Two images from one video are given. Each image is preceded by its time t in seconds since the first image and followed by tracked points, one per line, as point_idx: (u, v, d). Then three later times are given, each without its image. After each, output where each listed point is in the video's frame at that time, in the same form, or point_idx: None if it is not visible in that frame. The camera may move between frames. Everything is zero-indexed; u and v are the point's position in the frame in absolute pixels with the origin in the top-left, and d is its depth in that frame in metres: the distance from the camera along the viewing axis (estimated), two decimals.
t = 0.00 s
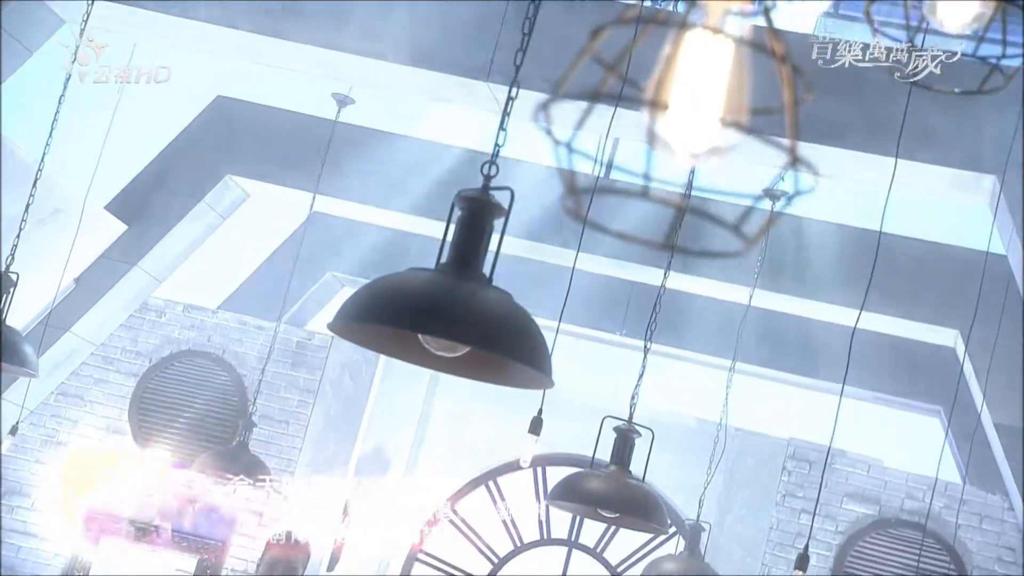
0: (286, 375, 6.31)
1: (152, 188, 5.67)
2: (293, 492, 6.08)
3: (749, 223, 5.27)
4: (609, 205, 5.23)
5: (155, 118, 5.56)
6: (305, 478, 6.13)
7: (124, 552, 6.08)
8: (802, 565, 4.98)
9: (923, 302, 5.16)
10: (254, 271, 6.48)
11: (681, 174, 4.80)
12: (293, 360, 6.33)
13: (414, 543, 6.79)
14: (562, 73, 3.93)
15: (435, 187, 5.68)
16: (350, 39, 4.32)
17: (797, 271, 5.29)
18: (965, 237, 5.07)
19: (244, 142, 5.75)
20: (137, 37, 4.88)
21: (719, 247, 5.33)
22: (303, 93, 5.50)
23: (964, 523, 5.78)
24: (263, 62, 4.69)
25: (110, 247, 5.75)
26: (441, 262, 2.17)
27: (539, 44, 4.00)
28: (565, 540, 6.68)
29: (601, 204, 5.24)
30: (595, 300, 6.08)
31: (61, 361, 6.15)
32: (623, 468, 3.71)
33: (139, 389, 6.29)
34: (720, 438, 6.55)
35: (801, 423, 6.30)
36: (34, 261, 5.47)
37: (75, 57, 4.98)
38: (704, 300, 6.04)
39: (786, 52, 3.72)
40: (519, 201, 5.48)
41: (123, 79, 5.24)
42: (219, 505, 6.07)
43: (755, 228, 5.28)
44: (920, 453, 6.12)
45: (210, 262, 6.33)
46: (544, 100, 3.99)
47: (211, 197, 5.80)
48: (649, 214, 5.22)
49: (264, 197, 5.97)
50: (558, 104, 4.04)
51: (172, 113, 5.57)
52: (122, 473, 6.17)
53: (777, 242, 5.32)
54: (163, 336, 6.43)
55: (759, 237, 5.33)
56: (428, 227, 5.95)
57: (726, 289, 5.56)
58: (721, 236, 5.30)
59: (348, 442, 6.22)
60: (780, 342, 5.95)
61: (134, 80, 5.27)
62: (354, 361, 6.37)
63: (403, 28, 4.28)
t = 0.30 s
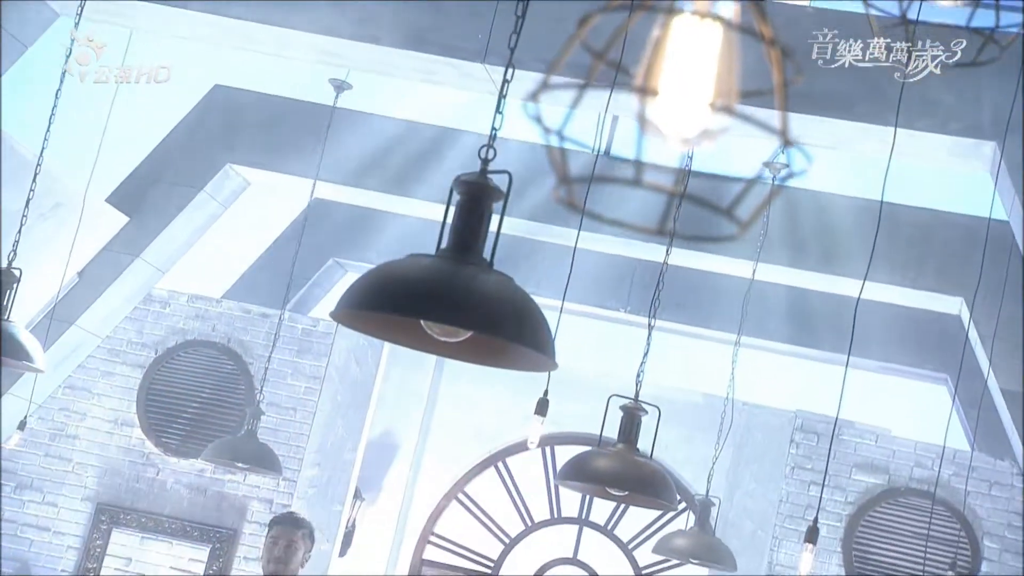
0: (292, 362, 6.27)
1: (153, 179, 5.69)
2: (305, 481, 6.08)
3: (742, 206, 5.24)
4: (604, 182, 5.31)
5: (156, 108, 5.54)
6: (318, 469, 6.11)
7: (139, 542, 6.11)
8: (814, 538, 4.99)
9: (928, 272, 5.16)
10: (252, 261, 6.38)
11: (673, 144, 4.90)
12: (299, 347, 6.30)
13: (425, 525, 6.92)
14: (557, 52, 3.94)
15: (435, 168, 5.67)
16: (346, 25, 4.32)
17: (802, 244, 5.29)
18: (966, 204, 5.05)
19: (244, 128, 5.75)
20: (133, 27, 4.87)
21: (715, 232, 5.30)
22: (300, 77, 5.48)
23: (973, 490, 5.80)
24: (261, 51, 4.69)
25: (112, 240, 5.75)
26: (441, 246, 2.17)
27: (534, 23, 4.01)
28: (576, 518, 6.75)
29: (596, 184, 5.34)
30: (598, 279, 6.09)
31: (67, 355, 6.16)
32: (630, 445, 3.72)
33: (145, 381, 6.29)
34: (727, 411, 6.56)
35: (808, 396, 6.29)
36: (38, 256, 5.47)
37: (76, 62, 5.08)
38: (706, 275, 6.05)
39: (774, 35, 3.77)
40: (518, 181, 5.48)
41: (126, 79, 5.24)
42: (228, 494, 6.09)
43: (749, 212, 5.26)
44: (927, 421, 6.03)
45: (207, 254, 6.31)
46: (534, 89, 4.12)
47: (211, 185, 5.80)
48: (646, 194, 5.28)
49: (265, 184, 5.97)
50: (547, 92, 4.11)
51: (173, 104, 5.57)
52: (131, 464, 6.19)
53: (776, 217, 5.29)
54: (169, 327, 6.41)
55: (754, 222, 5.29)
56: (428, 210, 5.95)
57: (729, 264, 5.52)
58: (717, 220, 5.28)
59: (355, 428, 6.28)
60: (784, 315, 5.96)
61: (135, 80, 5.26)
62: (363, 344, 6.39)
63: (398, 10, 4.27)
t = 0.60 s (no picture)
0: (297, 349, 6.26)
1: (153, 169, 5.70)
2: (313, 467, 6.05)
3: (736, 187, 5.32)
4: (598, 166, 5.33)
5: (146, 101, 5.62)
6: (325, 454, 6.06)
7: (150, 532, 6.13)
8: (822, 509, 5.01)
9: (929, 240, 5.15)
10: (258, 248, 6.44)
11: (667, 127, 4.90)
12: (304, 334, 6.27)
13: (435, 508, 6.94)
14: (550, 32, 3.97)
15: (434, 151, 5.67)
16: (340, 9, 4.32)
17: (803, 217, 5.28)
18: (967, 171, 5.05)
19: (242, 116, 5.75)
20: (127, 17, 4.87)
21: (711, 210, 5.34)
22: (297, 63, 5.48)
23: (981, 457, 5.76)
24: (254, 39, 4.69)
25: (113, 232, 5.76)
26: (441, 231, 2.17)
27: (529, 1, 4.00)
28: (585, 496, 6.78)
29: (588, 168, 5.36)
30: (601, 257, 6.09)
31: (73, 347, 6.18)
32: (637, 422, 3.73)
33: (151, 371, 6.30)
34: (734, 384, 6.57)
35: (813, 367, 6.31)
36: (40, 250, 5.48)
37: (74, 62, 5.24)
38: (709, 250, 6.05)
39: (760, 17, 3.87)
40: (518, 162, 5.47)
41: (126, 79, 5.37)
42: (237, 482, 6.11)
43: (743, 192, 5.33)
44: (933, 391, 6.07)
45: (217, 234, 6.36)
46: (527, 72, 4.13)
47: (210, 174, 5.81)
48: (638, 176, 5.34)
49: (265, 171, 5.97)
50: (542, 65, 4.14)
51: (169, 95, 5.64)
52: (140, 454, 6.21)
53: (773, 194, 5.30)
54: (173, 317, 6.42)
55: (749, 201, 5.35)
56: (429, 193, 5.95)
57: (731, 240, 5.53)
58: (711, 200, 5.34)
59: (363, 412, 6.14)
60: (788, 287, 5.97)
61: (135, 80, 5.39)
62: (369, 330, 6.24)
63: None
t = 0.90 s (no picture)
0: (301, 334, 6.26)
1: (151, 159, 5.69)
2: (320, 451, 6.08)
3: (725, 167, 5.35)
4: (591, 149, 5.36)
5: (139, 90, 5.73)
6: (331, 438, 6.12)
7: (161, 521, 6.15)
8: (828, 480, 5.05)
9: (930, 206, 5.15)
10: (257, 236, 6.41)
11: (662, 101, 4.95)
12: (308, 319, 6.27)
13: (444, 490, 7.01)
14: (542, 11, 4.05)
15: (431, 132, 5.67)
16: None
17: (803, 186, 5.28)
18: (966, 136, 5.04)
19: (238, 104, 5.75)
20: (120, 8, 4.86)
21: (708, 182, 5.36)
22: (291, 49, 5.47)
23: (987, 422, 5.77)
24: (246, 24, 4.70)
25: (113, 223, 5.77)
26: (440, 216, 2.17)
27: None
28: (592, 472, 6.74)
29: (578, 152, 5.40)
30: (602, 233, 6.08)
31: (77, 339, 6.19)
32: (642, 398, 3.74)
33: (156, 361, 6.31)
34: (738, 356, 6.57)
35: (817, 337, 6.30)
36: (39, 241, 5.50)
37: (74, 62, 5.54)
38: (710, 224, 6.04)
39: None
40: (515, 141, 5.47)
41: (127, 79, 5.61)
42: (246, 468, 6.13)
43: (732, 173, 5.36)
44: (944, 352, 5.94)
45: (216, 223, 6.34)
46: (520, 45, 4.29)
47: (210, 162, 5.87)
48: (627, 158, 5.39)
49: (263, 157, 5.97)
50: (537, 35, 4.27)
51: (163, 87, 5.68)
52: (148, 444, 6.23)
53: (764, 170, 5.31)
54: (176, 306, 6.40)
55: (737, 183, 5.36)
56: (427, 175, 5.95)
57: (730, 212, 5.53)
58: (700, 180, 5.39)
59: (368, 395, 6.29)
60: (789, 257, 5.96)
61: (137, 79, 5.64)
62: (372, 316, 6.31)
63: None
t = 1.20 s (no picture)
0: (305, 320, 6.25)
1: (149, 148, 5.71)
2: (327, 436, 6.10)
3: (714, 148, 5.34)
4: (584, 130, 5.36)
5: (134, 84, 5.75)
6: (338, 423, 6.12)
7: (170, 510, 6.16)
8: (834, 451, 5.07)
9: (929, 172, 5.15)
10: (263, 218, 6.48)
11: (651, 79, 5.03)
12: (311, 305, 6.25)
13: (452, 471, 6.97)
14: None
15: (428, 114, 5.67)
16: None
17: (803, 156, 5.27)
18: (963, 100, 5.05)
19: (234, 91, 5.77)
20: None
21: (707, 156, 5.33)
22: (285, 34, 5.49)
23: (992, 386, 5.76)
24: (240, 8, 4.71)
25: (114, 214, 5.79)
26: (438, 198, 2.17)
27: None
28: (599, 450, 6.77)
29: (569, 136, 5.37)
30: (602, 211, 6.08)
31: (81, 332, 6.21)
32: (647, 374, 3.74)
33: (161, 351, 6.32)
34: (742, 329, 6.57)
35: (820, 308, 6.30)
36: (41, 237, 5.51)
37: (74, 63, 5.41)
38: (709, 198, 6.03)
39: None
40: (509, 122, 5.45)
41: (127, 80, 5.67)
42: (254, 456, 6.15)
43: (722, 153, 5.34)
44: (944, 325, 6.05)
45: (220, 211, 6.41)
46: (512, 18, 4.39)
47: (207, 151, 5.84)
48: (616, 142, 5.37)
49: (261, 144, 5.98)
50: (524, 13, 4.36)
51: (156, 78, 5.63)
52: (155, 433, 6.25)
53: (756, 147, 5.30)
54: (178, 295, 6.40)
55: (727, 165, 5.32)
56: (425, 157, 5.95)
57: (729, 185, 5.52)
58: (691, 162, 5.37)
59: (373, 379, 6.23)
60: (790, 228, 5.95)
61: (136, 79, 5.71)
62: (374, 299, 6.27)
63: None
